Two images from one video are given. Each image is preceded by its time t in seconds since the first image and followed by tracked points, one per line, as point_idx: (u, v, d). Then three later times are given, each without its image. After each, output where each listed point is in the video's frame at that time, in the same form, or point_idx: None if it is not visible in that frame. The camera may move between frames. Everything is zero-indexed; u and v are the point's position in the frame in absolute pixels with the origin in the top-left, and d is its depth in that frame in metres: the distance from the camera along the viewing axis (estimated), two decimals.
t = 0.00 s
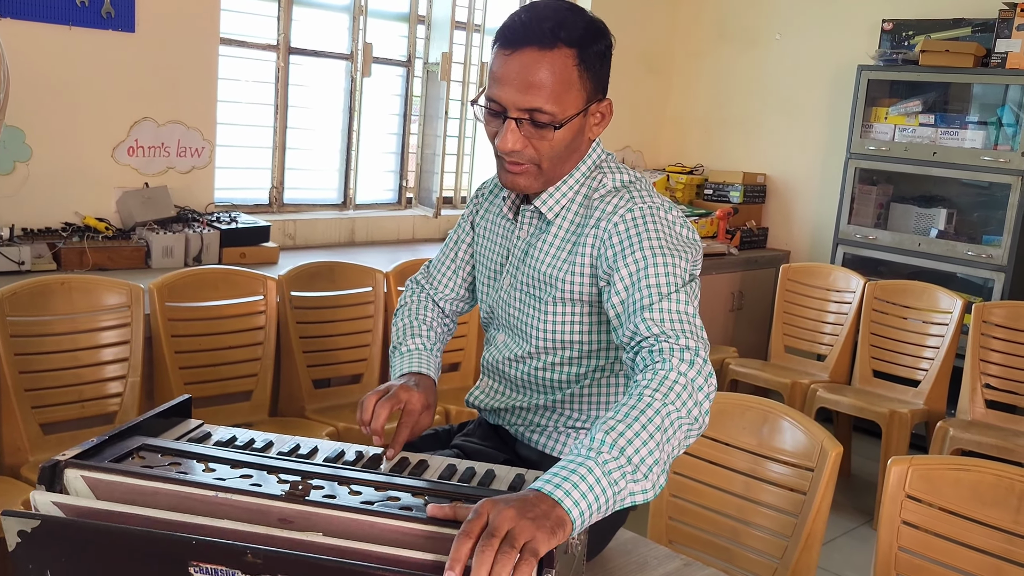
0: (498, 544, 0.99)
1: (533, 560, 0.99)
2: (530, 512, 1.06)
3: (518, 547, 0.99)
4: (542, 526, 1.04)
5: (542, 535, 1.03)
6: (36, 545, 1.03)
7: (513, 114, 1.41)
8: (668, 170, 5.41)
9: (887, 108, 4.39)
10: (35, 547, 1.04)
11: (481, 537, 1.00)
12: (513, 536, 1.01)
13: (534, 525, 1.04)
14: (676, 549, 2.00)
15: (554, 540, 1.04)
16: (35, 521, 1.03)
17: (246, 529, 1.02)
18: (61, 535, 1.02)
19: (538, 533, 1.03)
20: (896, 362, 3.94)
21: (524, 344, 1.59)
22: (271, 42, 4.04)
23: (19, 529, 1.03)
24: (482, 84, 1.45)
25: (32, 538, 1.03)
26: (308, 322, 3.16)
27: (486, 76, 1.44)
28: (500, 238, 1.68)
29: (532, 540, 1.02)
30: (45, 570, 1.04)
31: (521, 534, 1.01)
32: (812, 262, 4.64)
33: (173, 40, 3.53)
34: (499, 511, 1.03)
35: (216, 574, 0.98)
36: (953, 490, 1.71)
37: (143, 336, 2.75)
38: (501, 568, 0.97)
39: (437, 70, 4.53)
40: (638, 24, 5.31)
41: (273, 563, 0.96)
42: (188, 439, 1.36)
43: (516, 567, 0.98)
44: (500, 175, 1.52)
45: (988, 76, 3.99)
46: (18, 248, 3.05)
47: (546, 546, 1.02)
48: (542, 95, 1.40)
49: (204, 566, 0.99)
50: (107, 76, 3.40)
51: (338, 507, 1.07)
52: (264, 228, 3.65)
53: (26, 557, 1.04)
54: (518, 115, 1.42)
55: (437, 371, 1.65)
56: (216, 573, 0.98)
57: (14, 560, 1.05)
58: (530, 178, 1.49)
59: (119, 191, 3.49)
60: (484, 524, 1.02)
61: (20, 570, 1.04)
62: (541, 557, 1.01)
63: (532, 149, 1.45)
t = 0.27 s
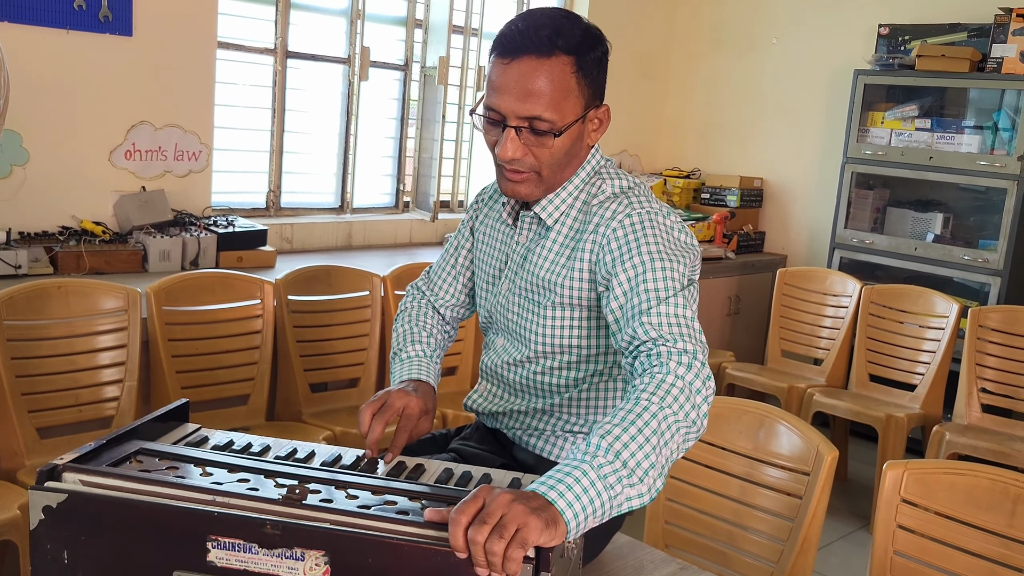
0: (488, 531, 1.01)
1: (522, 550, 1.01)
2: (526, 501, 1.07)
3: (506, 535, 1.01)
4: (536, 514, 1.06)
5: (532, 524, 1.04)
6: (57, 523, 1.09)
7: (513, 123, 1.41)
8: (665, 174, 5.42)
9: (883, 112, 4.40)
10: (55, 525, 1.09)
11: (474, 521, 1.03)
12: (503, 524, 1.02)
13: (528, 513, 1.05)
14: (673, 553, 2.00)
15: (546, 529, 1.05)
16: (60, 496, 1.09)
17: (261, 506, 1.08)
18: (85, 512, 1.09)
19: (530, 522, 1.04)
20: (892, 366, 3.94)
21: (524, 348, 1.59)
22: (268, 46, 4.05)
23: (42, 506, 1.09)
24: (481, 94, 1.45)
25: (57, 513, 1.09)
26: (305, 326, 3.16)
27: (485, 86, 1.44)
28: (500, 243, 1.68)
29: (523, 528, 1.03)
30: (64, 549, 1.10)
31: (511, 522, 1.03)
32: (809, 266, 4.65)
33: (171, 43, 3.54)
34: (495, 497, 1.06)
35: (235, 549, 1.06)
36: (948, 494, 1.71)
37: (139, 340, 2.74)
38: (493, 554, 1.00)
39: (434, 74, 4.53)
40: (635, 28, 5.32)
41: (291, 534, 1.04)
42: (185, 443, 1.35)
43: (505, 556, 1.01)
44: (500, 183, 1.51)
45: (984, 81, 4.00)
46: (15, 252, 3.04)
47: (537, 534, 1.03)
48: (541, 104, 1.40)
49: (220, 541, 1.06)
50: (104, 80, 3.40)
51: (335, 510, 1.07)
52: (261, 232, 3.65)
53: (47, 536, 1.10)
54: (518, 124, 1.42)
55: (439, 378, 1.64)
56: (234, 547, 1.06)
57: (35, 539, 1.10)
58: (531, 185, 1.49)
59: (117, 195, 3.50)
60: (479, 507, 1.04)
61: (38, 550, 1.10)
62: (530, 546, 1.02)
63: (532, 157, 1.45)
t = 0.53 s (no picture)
0: (488, 532, 1.01)
1: (521, 553, 1.01)
2: (525, 505, 1.07)
3: (507, 537, 1.01)
4: (535, 518, 1.06)
5: (531, 527, 1.04)
6: (42, 536, 1.09)
7: (508, 122, 1.41)
8: (662, 177, 5.42)
9: (880, 116, 4.40)
10: (41, 539, 1.09)
11: (474, 523, 1.03)
12: (503, 526, 1.02)
13: (528, 516, 1.05)
14: (669, 557, 2.00)
15: (545, 534, 1.05)
16: (44, 512, 1.08)
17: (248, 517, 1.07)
18: (70, 526, 1.08)
19: (530, 525, 1.04)
20: (889, 369, 3.94)
21: (519, 352, 1.59)
22: (265, 49, 4.05)
23: (26, 521, 1.09)
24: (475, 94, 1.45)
25: (41, 528, 1.08)
26: (301, 329, 3.15)
27: (479, 86, 1.44)
28: (494, 247, 1.68)
29: (522, 531, 1.03)
30: (51, 562, 1.09)
31: (512, 525, 1.03)
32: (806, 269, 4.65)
33: (167, 46, 3.53)
34: (493, 500, 1.06)
35: (224, 562, 1.05)
36: (944, 497, 1.71)
37: (135, 343, 2.74)
38: (490, 559, 0.99)
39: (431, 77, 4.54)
40: (633, 32, 5.33)
41: (279, 548, 1.03)
42: (181, 446, 1.35)
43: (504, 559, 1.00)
44: (495, 184, 1.51)
45: (981, 85, 4.01)
46: (11, 255, 3.03)
47: (536, 538, 1.03)
48: (535, 103, 1.40)
49: (208, 554, 1.05)
50: (100, 82, 3.39)
51: (332, 513, 1.07)
52: (257, 235, 3.64)
53: (33, 549, 1.09)
54: (512, 123, 1.42)
55: (428, 387, 1.64)
56: (223, 560, 1.05)
57: (21, 552, 1.10)
58: (525, 186, 1.49)
59: (113, 198, 3.49)
60: (478, 510, 1.04)
61: (25, 562, 1.10)
62: (529, 549, 1.02)
63: (527, 157, 1.45)
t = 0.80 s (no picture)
0: (487, 538, 1.01)
1: (522, 557, 1.01)
2: (522, 509, 1.08)
3: (506, 541, 1.01)
4: (534, 521, 1.06)
5: (531, 531, 1.04)
6: (44, 535, 1.09)
7: (499, 130, 1.42)
8: (660, 180, 5.42)
9: (877, 119, 4.41)
10: (43, 538, 1.09)
11: (472, 528, 1.03)
12: (502, 531, 1.02)
13: (526, 520, 1.05)
14: (667, 559, 2.00)
15: (545, 536, 1.05)
16: (46, 511, 1.08)
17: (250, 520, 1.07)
18: (72, 527, 1.08)
19: (529, 528, 1.04)
20: (886, 373, 3.95)
21: (517, 356, 1.59)
22: (264, 52, 4.05)
23: (28, 520, 1.09)
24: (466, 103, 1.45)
25: (44, 527, 1.09)
26: (300, 332, 3.16)
27: (469, 95, 1.44)
28: (490, 252, 1.68)
29: (521, 535, 1.03)
30: (53, 561, 1.10)
31: (511, 529, 1.03)
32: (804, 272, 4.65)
33: (167, 48, 3.54)
34: (490, 505, 1.06)
35: (222, 563, 1.05)
36: (941, 500, 1.71)
37: (134, 346, 2.74)
38: (488, 563, 0.99)
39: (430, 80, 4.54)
40: (631, 35, 5.34)
41: (277, 550, 1.03)
42: (181, 448, 1.35)
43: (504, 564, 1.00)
44: (489, 193, 1.52)
45: (978, 88, 4.02)
46: (10, 257, 3.03)
47: (536, 541, 1.04)
48: (525, 110, 1.41)
49: (208, 555, 1.05)
50: (99, 85, 3.40)
51: (330, 515, 1.07)
52: (256, 237, 3.64)
53: (35, 548, 1.10)
54: (503, 131, 1.42)
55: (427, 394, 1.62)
56: (222, 562, 1.05)
57: (23, 551, 1.11)
58: (520, 193, 1.49)
59: (112, 200, 3.49)
60: (476, 516, 1.05)
61: (28, 561, 1.10)
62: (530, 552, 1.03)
63: (521, 164, 1.45)
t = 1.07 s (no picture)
0: (487, 537, 1.01)
1: (521, 555, 1.01)
2: (523, 508, 1.08)
3: (505, 540, 1.01)
4: (535, 520, 1.06)
5: (530, 529, 1.04)
6: (50, 535, 1.09)
7: (499, 136, 1.42)
8: (661, 182, 5.43)
9: (878, 122, 4.42)
10: (49, 537, 1.09)
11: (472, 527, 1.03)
12: (502, 530, 1.02)
13: (527, 518, 1.05)
14: (669, 562, 2.00)
15: (544, 536, 1.05)
16: (53, 509, 1.08)
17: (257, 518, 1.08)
18: (77, 527, 1.08)
19: (528, 527, 1.04)
20: (887, 375, 3.95)
21: (518, 358, 1.59)
22: (266, 54, 4.06)
23: (36, 518, 1.09)
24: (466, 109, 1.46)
25: (51, 526, 1.09)
26: (301, 334, 3.16)
27: (469, 101, 1.45)
28: (491, 255, 1.69)
29: (521, 533, 1.03)
30: (59, 560, 1.10)
31: (510, 527, 1.03)
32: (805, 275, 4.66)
33: (168, 50, 3.54)
34: (492, 503, 1.06)
35: (230, 560, 1.05)
36: (942, 503, 1.71)
37: (136, 347, 2.74)
38: (489, 562, 1.00)
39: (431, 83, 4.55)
40: (632, 37, 5.35)
41: (285, 546, 1.03)
42: (184, 450, 1.35)
43: (503, 562, 1.01)
44: (492, 197, 1.52)
45: (979, 91, 4.02)
46: (12, 259, 3.04)
47: (535, 539, 1.04)
48: (526, 114, 1.41)
49: (215, 552, 1.05)
50: (101, 87, 3.40)
51: (333, 517, 1.07)
52: (257, 239, 3.65)
53: (41, 547, 1.10)
54: (504, 136, 1.42)
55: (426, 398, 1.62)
56: (229, 558, 1.05)
57: (29, 550, 1.10)
58: (522, 197, 1.49)
59: (113, 202, 3.50)
60: (478, 514, 1.05)
61: (34, 559, 1.10)
62: (530, 550, 1.02)
63: (522, 168, 1.46)
